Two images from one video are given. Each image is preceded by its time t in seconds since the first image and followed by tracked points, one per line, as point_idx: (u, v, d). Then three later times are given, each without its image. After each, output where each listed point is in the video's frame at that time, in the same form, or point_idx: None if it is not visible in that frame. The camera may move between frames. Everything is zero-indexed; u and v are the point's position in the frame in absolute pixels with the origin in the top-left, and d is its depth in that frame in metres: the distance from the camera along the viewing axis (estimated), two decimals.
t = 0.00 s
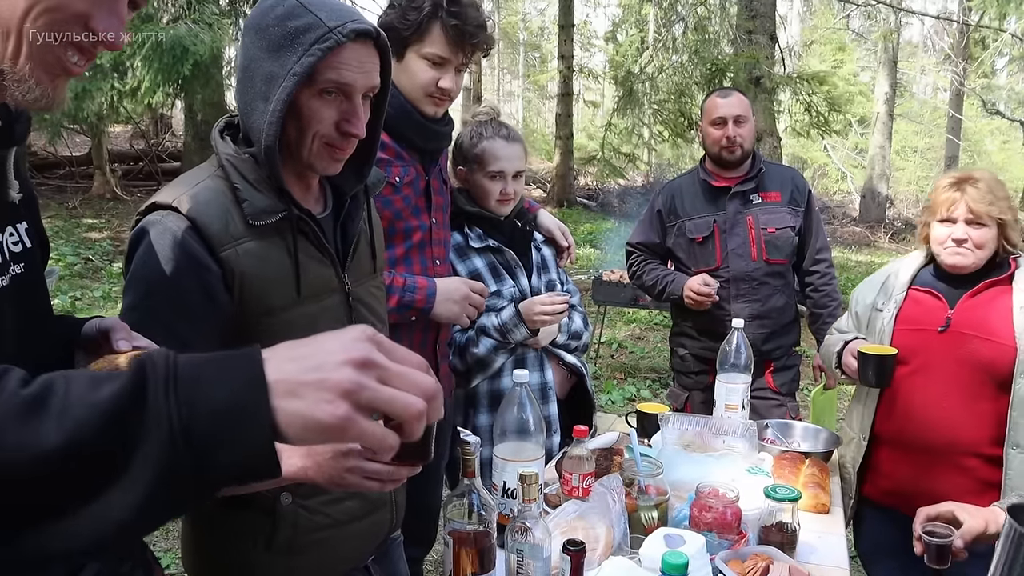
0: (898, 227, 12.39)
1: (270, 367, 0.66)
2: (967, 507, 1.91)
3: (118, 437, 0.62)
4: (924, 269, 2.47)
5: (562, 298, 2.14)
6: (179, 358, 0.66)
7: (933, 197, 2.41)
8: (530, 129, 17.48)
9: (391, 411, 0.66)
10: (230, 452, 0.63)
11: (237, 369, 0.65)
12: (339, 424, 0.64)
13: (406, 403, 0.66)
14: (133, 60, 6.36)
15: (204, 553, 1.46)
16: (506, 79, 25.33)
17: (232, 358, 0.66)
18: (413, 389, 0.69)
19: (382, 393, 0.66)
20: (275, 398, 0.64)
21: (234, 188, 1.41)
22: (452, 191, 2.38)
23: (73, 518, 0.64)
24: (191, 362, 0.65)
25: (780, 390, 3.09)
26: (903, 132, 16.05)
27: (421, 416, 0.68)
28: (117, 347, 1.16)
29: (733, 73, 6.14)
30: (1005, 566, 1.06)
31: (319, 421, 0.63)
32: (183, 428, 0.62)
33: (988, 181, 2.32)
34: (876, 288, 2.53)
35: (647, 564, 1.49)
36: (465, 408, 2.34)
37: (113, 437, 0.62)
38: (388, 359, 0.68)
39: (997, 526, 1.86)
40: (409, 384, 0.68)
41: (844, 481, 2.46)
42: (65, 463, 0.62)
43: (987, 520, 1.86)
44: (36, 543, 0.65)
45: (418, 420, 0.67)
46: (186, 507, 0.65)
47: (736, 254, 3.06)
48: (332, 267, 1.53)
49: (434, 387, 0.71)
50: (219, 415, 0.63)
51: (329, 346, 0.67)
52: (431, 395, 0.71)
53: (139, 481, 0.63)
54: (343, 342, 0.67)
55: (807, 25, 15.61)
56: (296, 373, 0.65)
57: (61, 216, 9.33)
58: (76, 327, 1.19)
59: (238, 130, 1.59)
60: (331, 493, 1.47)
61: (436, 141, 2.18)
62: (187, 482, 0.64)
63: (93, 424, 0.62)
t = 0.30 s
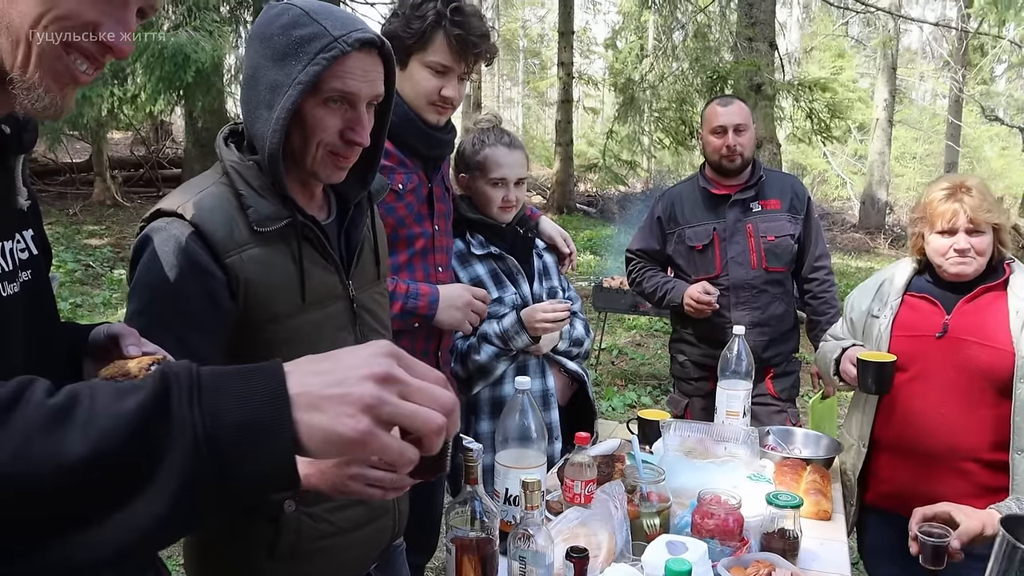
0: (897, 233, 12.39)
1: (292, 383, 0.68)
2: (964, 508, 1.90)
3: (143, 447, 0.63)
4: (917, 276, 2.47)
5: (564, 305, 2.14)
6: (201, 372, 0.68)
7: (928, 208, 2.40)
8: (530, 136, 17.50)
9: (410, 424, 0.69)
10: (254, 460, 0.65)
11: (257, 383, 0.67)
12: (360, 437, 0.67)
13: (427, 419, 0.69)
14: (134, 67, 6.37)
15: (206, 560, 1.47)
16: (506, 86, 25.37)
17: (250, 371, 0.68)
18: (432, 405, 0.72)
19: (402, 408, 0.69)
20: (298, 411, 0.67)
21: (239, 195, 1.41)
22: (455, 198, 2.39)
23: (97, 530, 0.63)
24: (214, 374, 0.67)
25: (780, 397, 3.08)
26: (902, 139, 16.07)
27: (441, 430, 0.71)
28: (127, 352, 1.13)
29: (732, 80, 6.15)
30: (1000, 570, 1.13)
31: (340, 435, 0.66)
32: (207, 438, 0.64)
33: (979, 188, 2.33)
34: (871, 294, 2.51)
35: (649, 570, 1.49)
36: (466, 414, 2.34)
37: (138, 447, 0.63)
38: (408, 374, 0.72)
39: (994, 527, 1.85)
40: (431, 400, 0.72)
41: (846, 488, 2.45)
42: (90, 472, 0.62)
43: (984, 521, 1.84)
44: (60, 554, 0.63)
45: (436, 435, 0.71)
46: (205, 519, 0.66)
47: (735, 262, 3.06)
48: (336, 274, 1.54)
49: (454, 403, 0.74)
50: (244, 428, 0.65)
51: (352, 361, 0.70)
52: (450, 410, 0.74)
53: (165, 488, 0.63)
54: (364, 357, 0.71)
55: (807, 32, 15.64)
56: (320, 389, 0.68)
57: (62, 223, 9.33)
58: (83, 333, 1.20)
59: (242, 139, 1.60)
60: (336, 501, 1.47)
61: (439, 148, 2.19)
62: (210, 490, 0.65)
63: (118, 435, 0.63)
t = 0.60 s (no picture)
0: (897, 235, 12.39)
1: (302, 370, 0.69)
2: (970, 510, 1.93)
3: (154, 440, 0.63)
4: (921, 278, 2.47)
5: (567, 307, 2.14)
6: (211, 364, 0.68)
7: (932, 208, 2.40)
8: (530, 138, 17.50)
9: (420, 409, 0.70)
10: (266, 453, 0.65)
11: (267, 372, 0.68)
12: (372, 422, 0.68)
13: (438, 403, 0.71)
14: (133, 70, 6.36)
15: (209, 563, 1.47)
16: (506, 89, 25.37)
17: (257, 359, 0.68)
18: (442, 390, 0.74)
19: (412, 394, 0.70)
20: (310, 397, 0.68)
21: (243, 194, 1.41)
22: (456, 199, 2.38)
23: (108, 523, 0.63)
24: (224, 363, 0.68)
25: (780, 398, 3.07)
26: (901, 141, 16.09)
27: (451, 415, 0.72)
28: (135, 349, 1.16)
29: (733, 82, 6.14)
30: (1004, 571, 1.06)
31: (351, 421, 0.67)
32: (219, 430, 0.65)
33: (983, 188, 2.34)
34: (875, 296, 2.51)
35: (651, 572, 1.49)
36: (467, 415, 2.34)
37: (153, 440, 0.63)
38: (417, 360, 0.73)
39: (1001, 530, 1.88)
40: (441, 385, 0.73)
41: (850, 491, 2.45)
42: (102, 464, 0.61)
43: (990, 523, 1.86)
44: (69, 548, 0.62)
45: (447, 419, 0.73)
46: (214, 513, 0.66)
47: (735, 264, 3.06)
48: (339, 274, 1.54)
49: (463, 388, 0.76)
50: (254, 417, 0.65)
51: (360, 348, 0.71)
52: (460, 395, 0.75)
53: (178, 478, 0.63)
54: (373, 344, 0.72)
55: (806, 34, 15.66)
56: (330, 375, 0.69)
57: (61, 225, 9.32)
58: (91, 332, 1.21)
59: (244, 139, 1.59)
60: (340, 503, 1.47)
61: (440, 149, 2.19)
62: (220, 485, 0.65)
63: (130, 426, 0.62)
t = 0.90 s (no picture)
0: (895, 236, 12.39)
1: (290, 371, 0.68)
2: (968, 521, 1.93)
3: (140, 439, 0.62)
4: (930, 279, 2.46)
5: (569, 306, 2.14)
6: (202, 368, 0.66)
7: (938, 208, 2.40)
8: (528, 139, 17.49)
9: (409, 409, 0.69)
10: (253, 453, 0.64)
11: (254, 372, 0.66)
12: (358, 423, 0.67)
13: (425, 403, 0.69)
14: (132, 70, 6.36)
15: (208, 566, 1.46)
16: (504, 89, 25.37)
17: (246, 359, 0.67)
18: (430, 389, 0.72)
19: (398, 394, 0.69)
20: (297, 398, 0.66)
21: (242, 193, 1.41)
22: (456, 199, 2.38)
23: (98, 523, 0.62)
24: (211, 364, 0.67)
25: (779, 398, 3.07)
26: (900, 141, 16.11)
27: (440, 414, 0.71)
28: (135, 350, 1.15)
29: (733, 80, 6.14)
30: None
31: (338, 422, 0.66)
32: (205, 430, 0.63)
33: (989, 188, 2.35)
34: (883, 296, 2.51)
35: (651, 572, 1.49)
36: (467, 415, 2.33)
37: (140, 438, 0.62)
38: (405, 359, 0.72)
39: (1001, 539, 1.87)
40: (429, 384, 0.72)
41: (853, 493, 2.45)
42: (88, 466, 0.61)
43: (989, 534, 1.86)
44: (65, 548, 0.62)
45: (435, 418, 0.71)
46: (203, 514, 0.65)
47: (734, 263, 3.06)
48: (339, 272, 1.53)
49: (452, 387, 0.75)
50: (242, 418, 0.64)
51: (347, 348, 0.70)
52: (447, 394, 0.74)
53: (166, 477, 0.62)
54: (360, 343, 0.70)
55: (804, 34, 15.67)
56: (316, 375, 0.67)
57: (59, 226, 9.31)
58: (93, 331, 1.21)
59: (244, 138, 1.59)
60: (340, 503, 1.47)
61: (439, 148, 2.19)
62: (206, 488, 0.64)
63: (118, 425, 0.62)
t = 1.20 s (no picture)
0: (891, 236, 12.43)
1: (277, 378, 0.69)
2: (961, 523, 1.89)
3: (128, 446, 0.66)
4: (931, 279, 2.46)
5: (566, 306, 2.15)
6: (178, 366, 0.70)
7: (939, 208, 2.40)
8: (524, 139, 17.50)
9: (395, 417, 0.69)
10: (237, 460, 0.67)
11: (240, 379, 0.69)
12: (345, 432, 0.67)
13: (414, 412, 0.69)
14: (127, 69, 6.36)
15: (210, 566, 1.46)
16: (499, 89, 25.39)
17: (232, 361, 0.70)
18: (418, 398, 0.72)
19: (386, 402, 0.69)
20: (283, 406, 0.68)
21: (241, 193, 1.41)
22: (453, 199, 2.38)
23: (89, 526, 0.65)
24: (197, 371, 0.69)
25: (776, 398, 3.08)
26: (894, 141, 16.14)
27: (428, 423, 0.71)
28: (134, 350, 1.14)
29: (728, 80, 6.15)
30: None
31: (327, 430, 0.67)
32: (190, 437, 0.66)
33: (990, 189, 2.35)
34: (884, 296, 2.51)
35: (650, 570, 1.49)
36: (465, 415, 2.33)
37: (124, 446, 0.66)
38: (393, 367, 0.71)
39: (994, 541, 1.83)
40: (418, 393, 0.72)
41: (852, 492, 2.47)
42: (74, 471, 0.64)
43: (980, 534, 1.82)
44: (67, 549, 0.65)
45: (423, 427, 0.71)
46: (190, 517, 0.68)
47: (730, 263, 3.06)
48: (339, 272, 1.53)
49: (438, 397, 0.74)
50: (227, 425, 0.67)
51: (336, 356, 0.70)
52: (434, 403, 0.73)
53: (158, 479, 0.65)
54: (349, 351, 0.70)
55: (799, 35, 15.70)
56: (304, 383, 0.68)
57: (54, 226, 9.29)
58: (94, 330, 1.21)
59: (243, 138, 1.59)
60: (341, 502, 1.47)
61: (437, 148, 2.19)
62: (191, 493, 0.67)
63: (103, 432, 0.65)
